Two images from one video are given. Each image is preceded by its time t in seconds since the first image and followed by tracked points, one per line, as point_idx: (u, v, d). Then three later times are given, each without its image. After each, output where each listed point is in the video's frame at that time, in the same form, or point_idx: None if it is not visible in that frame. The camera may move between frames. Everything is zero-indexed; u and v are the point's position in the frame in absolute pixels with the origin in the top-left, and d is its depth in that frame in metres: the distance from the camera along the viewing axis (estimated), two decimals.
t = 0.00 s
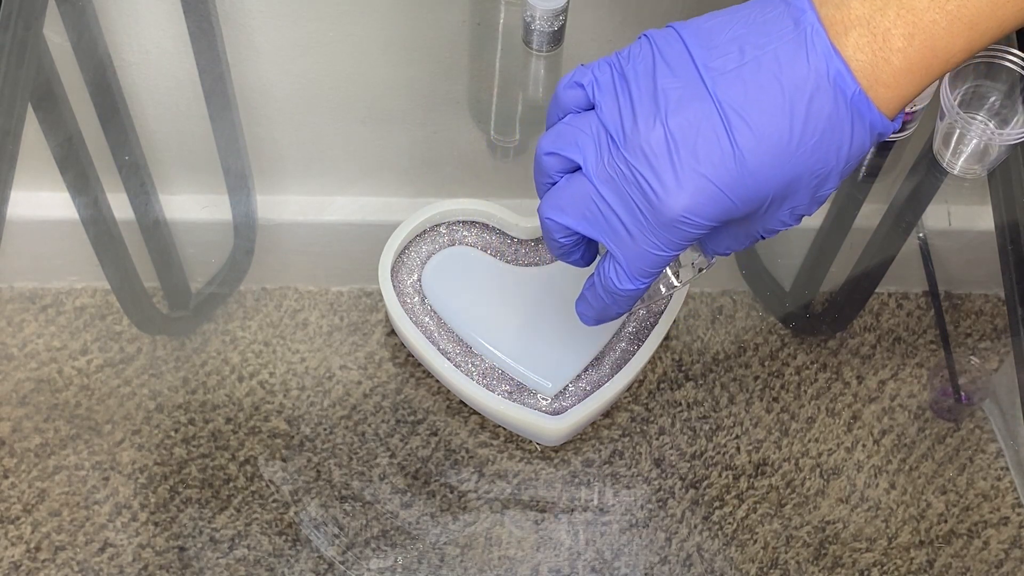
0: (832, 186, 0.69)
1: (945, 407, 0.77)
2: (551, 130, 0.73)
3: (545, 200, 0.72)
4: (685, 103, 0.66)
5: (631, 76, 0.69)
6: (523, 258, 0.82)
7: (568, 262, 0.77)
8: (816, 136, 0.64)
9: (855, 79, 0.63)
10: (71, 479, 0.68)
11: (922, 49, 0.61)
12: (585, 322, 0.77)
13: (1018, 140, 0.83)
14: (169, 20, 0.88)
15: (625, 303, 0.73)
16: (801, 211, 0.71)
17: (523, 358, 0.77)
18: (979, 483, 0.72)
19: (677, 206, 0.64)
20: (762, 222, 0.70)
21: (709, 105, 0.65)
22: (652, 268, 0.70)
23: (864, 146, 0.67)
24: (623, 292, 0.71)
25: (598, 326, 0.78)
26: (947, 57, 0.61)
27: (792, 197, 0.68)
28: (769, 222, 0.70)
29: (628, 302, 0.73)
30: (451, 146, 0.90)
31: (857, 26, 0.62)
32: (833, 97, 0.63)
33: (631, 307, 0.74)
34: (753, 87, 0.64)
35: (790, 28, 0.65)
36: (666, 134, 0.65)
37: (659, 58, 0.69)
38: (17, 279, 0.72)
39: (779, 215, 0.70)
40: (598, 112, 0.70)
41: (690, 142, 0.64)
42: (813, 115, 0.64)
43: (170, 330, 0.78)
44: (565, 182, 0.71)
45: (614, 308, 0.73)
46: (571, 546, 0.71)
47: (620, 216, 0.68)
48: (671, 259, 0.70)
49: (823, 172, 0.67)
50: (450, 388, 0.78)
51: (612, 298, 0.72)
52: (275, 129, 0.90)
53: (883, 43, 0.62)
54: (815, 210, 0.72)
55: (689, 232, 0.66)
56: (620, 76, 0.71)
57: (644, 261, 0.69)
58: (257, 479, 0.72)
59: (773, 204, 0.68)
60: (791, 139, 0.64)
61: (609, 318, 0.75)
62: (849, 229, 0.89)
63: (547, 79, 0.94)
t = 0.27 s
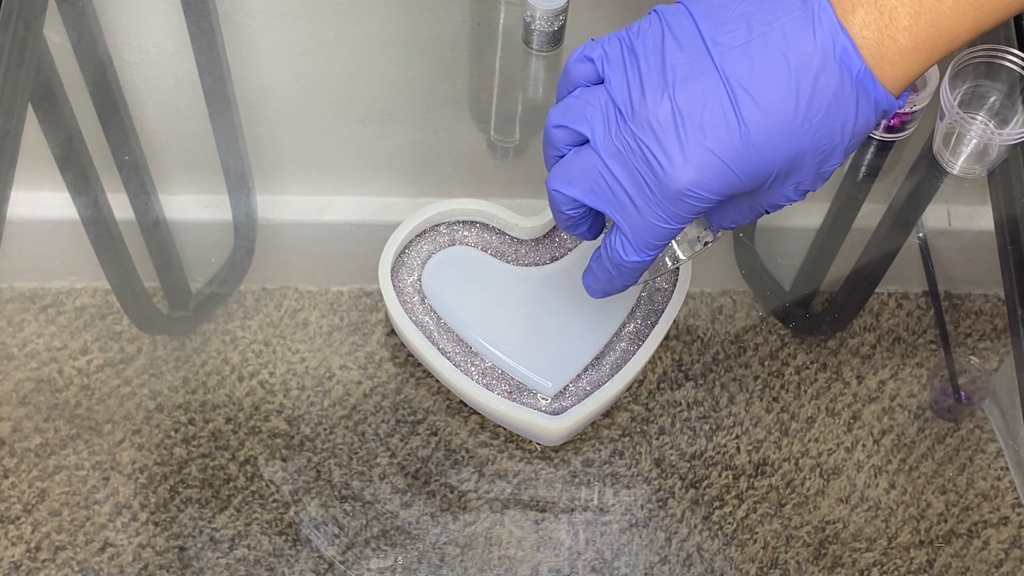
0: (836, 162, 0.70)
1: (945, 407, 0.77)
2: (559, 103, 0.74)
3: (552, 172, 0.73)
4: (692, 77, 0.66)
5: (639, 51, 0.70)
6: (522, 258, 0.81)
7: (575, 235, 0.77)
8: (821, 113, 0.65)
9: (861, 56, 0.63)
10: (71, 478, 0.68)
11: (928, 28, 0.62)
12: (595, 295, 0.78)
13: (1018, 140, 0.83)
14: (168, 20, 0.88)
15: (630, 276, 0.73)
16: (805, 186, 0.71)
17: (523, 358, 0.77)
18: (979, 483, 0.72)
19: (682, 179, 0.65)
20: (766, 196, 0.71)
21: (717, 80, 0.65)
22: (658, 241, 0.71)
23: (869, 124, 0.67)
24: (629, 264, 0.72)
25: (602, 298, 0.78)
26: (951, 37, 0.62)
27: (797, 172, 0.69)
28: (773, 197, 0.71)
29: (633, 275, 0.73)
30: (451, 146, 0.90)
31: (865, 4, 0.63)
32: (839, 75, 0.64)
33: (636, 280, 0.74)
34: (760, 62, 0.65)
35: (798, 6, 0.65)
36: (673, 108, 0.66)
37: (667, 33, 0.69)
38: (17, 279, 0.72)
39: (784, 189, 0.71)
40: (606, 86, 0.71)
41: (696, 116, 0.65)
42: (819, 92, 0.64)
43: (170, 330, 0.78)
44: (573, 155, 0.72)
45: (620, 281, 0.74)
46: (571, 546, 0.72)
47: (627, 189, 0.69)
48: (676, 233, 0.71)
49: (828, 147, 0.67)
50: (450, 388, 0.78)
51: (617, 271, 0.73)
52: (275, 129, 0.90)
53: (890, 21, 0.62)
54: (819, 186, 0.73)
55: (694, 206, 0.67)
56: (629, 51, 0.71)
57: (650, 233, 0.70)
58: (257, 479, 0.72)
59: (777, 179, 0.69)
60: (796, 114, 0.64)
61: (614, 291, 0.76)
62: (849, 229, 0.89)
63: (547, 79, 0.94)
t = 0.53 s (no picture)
0: (840, 148, 0.70)
1: (945, 407, 0.77)
2: (564, 87, 0.74)
3: (556, 155, 0.73)
4: (697, 62, 0.66)
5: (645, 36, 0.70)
6: (522, 258, 0.81)
7: (578, 217, 0.78)
8: (825, 100, 0.65)
9: (867, 43, 0.64)
10: (71, 478, 0.69)
11: (934, 16, 0.62)
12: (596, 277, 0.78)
13: (1018, 140, 0.82)
14: (168, 20, 0.88)
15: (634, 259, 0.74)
16: (808, 172, 0.72)
17: (523, 358, 0.77)
18: (978, 483, 0.72)
19: (686, 165, 0.65)
20: (770, 180, 0.72)
21: (721, 65, 0.66)
22: (662, 226, 0.71)
23: (873, 110, 0.68)
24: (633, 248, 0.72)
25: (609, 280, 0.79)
26: (957, 25, 0.62)
27: (800, 158, 0.70)
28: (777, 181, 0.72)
29: (637, 259, 0.74)
30: (451, 147, 0.90)
31: None
32: (844, 62, 0.64)
33: (639, 264, 0.75)
34: (765, 48, 0.65)
35: None
36: (678, 94, 0.66)
37: (673, 19, 0.70)
38: (18, 279, 0.72)
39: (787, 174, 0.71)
40: (612, 70, 0.71)
41: (701, 101, 0.65)
42: (824, 78, 0.64)
43: (170, 330, 0.78)
44: (577, 139, 0.72)
45: (624, 264, 0.74)
46: (571, 546, 0.72)
47: (631, 173, 0.69)
48: (680, 218, 0.71)
49: (832, 133, 0.68)
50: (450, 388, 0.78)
51: (621, 254, 0.73)
52: (275, 129, 0.90)
53: (897, 8, 0.62)
54: (822, 171, 0.73)
55: (697, 191, 0.67)
56: (634, 35, 0.72)
57: (654, 218, 0.70)
58: (257, 479, 0.72)
59: (781, 164, 0.69)
60: (800, 101, 0.65)
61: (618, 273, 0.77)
62: (848, 230, 0.89)
63: (547, 79, 0.94)
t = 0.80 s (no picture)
0: (833, 140, 0.71)
1: (945, 407, 0.77)
2: (561, 71, 0.74)
3: (551, 139, 0.73)
4: (694, 52, 0.66)
5: (642, 22, 0.70)
6: (522, 258, 0.81)
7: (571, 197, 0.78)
8: (820, 93, 0.65)
9: (863, 38, 0.64)
10: (71, 478, 0.69)
11: (930, 13, 0.63)
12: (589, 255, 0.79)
13: (1018, 140, 0.82)
14: (168, 20, 0.88)
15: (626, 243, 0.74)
16: (801, 162, 0.72)
17: (523, 358, 0.77)
18: (978, 483, 0.72)
19: (680, 155, 0.66)
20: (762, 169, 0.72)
21: (717, 56, 0.66)
22: (654, 213, 0.71)
23: (866, 103, 0.68)
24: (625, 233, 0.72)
25: (598, 258, 0.80)
26: (953, 22, 0.63)
27: (793, 149, 0.70)
28: (769, 170, 0.72)
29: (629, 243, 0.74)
30: (451, 147, 0.90)
31: None
32: (840, 56, 0.65)
33: (630, 247, 0.75)
34: (762, 39, 0.65)
35: None
36: (673, 83, 0.66)
37: (671, 7, 0.69)
38: (18, 279, 0.72)
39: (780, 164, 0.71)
40: (608, 56, 0.71)
41: (696, 92, 0.65)
42: (819, 72, 0.65)
43: (170, 330, 0.78)
44: (572, 124, 0.72)
45: (615, 247, 0.75)
46: (571, 546, 0.72)
47: (625, 161, 0.69)
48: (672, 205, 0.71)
49: (825, 125, 0.68)
50: (450, 388, 0.78)
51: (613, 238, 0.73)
52: (275, 129, 0.90)
53: (893, 4, 0.63)
54: (814, 161, 0.74)
55: (690, 181, 0.68)
56: (631, 21, 0.71)
57: (647, 204, 0.70)
58: (257, 479, 0.72)
59: (774, 155, 0.69)
60: (795, 93, 0.65)
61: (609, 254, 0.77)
62: (848, 231, 0.88)
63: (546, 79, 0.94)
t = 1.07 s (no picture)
0: (823, 138, 0.71)
1: (945, 407, 0.77)
2: (554, 63, 0.74)
3: (543, 131, 0.74)
4: (686, 49, 0.66)
5: (636, 17, 0.70)
6: (522, 258, 0.81)
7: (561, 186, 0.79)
8: (811, 93, 0.65)
9: (855, 40, 0.63)
10: (71, 479, 0.69)
11: (922, 15, 0.62)
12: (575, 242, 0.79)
13: (1018, 140, 0.82)
14: (168, 20, 0.87)
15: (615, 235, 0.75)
16: (791, 160, 0.72)
17: (523, 357, 0.77)
18: (978, 483, 0.72)
19: (670, 151, 0.66)
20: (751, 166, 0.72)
21: (709, 53, 0.66)
22: (643, 207, 0.72)
23: (857, 103, 0.68)
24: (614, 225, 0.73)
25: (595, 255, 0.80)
26: (944, 23, 0.63)
27: (783, 147, 0.70)
28: (759, 167, 0.72)
29: (618, 234, 0.75)
30: (451, 147, 0.90)
31: None
32: (831, 56, 0.64)
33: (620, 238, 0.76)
34: (754, 37, 0.65)
35: None
36: (665, 80, 0.66)
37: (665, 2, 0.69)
38: (18, 279, 0.72)
39: (769, 161, 0.71)
40: (601, 50, 0.71)
41: (688, 89, 0.65)
42: (811, 72, 0.64)
43: (170, 330, 0.78)
44: (564, 117, 0.73)
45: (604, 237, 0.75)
46: (571, 546, 0.72)
47: (615, 155, 0.70)
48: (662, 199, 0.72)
49: (815, 124, 0.68)
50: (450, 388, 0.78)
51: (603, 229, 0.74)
52: (275, 129, 0.90)
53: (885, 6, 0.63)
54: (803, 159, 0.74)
55: (680, 176, 0.68)
56: (625, 15, 0.71)
57: (636, 198, 0.71)
58: (257, 478, 0.72)
59: (763, 153, 0.70)
60: (785, 93, 0.65)
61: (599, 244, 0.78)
62: (848, 231, 0.88)
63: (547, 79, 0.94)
